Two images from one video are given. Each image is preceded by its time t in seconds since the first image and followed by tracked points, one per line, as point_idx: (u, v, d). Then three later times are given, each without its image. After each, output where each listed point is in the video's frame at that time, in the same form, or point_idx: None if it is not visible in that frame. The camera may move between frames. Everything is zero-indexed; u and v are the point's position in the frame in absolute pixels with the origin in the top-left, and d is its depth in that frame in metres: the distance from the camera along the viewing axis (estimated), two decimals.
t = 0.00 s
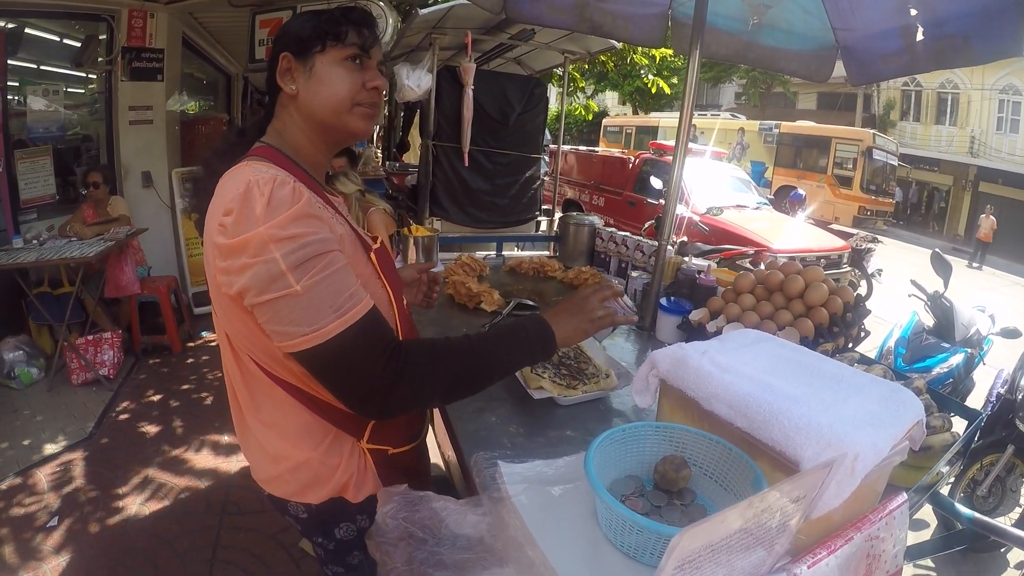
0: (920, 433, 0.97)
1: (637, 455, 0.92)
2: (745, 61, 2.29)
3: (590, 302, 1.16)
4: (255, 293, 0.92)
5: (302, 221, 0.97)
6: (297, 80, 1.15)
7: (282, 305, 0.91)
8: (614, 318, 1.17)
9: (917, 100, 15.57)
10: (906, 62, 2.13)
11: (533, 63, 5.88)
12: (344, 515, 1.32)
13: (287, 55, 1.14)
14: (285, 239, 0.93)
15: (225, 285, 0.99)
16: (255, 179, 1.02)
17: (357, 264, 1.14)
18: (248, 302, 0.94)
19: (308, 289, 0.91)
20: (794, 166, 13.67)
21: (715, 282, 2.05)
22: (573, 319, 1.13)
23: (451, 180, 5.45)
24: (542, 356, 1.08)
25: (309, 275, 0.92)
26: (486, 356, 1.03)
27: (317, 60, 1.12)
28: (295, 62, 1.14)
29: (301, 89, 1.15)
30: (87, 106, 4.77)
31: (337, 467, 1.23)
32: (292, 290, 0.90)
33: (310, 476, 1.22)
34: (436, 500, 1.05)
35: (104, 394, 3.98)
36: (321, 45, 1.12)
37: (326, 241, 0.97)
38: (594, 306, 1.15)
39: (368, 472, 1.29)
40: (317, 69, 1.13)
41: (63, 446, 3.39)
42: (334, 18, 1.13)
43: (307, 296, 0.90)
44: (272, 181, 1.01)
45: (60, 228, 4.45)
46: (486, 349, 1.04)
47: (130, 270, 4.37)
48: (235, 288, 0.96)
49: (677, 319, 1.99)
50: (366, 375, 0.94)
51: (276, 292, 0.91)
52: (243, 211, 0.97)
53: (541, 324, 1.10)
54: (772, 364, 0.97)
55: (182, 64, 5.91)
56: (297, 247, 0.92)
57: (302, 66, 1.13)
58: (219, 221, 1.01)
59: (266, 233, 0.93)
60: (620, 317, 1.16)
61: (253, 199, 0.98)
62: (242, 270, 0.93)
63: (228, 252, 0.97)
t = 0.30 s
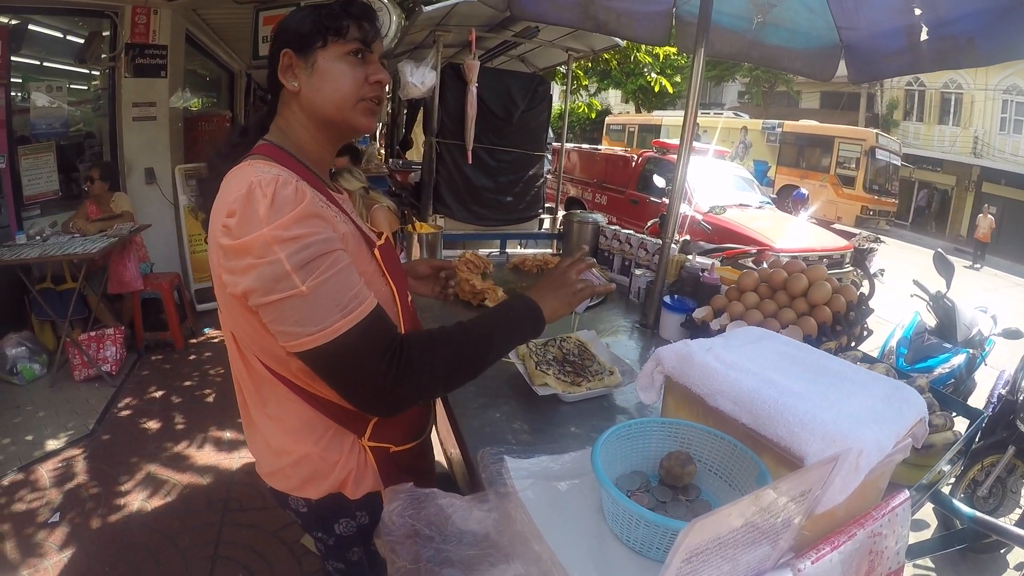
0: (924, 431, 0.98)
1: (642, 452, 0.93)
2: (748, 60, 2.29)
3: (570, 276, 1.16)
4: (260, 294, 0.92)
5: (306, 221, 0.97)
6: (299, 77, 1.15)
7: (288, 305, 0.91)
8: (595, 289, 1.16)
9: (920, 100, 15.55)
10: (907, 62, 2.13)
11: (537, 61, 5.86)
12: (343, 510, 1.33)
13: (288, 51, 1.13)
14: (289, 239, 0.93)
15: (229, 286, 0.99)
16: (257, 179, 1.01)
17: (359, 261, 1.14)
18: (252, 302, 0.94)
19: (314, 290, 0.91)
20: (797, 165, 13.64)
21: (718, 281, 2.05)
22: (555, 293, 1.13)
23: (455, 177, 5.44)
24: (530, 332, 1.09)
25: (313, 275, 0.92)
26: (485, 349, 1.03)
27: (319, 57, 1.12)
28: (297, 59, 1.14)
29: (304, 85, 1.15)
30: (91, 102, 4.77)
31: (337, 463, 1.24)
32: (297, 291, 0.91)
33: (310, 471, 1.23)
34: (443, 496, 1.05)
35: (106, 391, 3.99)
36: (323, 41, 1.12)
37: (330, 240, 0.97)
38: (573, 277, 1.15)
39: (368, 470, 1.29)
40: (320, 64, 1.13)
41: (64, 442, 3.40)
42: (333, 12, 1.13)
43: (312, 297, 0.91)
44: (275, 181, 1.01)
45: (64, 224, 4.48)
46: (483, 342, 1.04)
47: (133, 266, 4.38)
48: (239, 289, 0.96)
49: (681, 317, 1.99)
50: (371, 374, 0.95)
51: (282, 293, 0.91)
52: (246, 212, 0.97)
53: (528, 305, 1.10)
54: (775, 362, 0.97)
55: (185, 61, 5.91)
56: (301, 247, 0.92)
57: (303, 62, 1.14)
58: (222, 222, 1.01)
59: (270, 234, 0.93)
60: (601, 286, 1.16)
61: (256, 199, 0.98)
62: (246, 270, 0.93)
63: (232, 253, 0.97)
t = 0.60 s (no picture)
0: (921, 426, 0.98)
1: (642, 445, 0.94)
2: (748, 58, 2.30)
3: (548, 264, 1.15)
4: (230, 290, 0.93)
5: (280, 218, 0.97)
6: (287, 71, 1.15)
7: (254, 303, 0.92)
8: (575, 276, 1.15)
9: (918, 100, 15.61)
10: (908, 62, 2.13)
11: (537, 57, 5.84)
12: (342, 507, 1.32)
13: (274, 45, 1.13)
14: (258, 236, 0.93)
15: (207, 283, 1.01)
16: (236, 176, 1.02)
17: (347, 258, 1.13)
18: (226, 298, 0.96)
19: (278, 289, 0.91)
20: (795, 163, 13.66)
21: (717, 277, 2.05)
22: (533, 283, 1.12)
23: (453, 173, 5.44)
24: (506, 325, 1.07)
25: (280, 274, 0.92)
26: (456, 348, 1.02)
27: (306, 51, 1.11)
28: (284, 52, 1.13)
29: (293, 79, 1.15)
30: (89, 97, 4.76)
31: (333, 460, 1.23)
32: (262, 290, 0.91)
33: (307, 469, 1.22)
34: (443, 488, 1.06)
35: (103, 385, 3.98)
36: (308, 34, 1.11)
37: (303, 238, 0.96)
38: (550, 265, 1.14)
39: (365, 468, 1.27)
40: (307, 58, 1.13)
41: (61, 437, 3.40)
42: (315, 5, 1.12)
43: (277, 295, 0.91)
44: (253, 176, 1.01)
45: (62, 219, 4.46)
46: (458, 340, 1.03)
47: (130, 261, 4.37)
48: (216, 285, 0.98)
49: (679, 314, 2.00)
50: (334, 376, 0.94)
51: (248, 290, 0.92)
52: (222, 208, 0.98)
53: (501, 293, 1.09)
54: (765, 359, 0.97)
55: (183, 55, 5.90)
56: (269, 245, 0.92)
57: (290, 56, 1.13)
58: (203, 218, 1.03)
59: (240, 231, 0.93)
60: (581, 273, 1.15)
61: (232, 195, 0.99)
62: (219, 267, 0.95)
63: (209, 249, 0.98)
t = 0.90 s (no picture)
0: (921, 420, 0.98)
1: (643, 439, 0.95)
2: (746, 53, 2.30)
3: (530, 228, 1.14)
4: (230, 290, 0.93)
5: (277, 217, 0.97)
6: (285, 66, 1.14)
7: (254, 302, 0.92)
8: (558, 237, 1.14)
9: (917, 96, 15.60)
10: (908, 58, 2.12)
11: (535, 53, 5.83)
12: (340, 506, 1.33)
13: (271, 40, 1.12)
14: (256, 235, 0.93)
15: (207, 282, 1.01)
16: (233, 175, 1.01)
17: (346, 255, 1.12)
18: (225, 298, 0.96)
19: (276, 288, 0.91)
20: (793, 159, 13.64)
21: (716, 272, 2.07)
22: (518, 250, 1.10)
23: (452, 170, 5.46)
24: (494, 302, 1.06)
25: (278, 273, 0.92)
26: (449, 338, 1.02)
27: (304, 45, 1.11)
28: (282, 47, 1.13)
29: (291, 74, 1.14)
30: (86, 94, 4.75)
31: (332, 458, 1.22)
32: (261, 289, 0.91)
33: (306, 466, 1.22)
34: (444, 482, 1.07)
35: (102, 384, 3.98)
36: (304, 27, 1.10)
37: (301, 236, 0.96)
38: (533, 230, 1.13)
39: (363, 467, 1.27)
40: (305, 52, 1.12)
41: (60, 435, 3.40)
42: None
43: (276, 294, 0.91)
44: (248, 174, 1.00)
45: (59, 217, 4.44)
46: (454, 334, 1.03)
47: (129, 259, 4.37)
48: (215, 285, 0.98)
49: (678, 309, 2.00)
50: (330, 375, 0.94)
51: (247, 290, 0.92)
52: (219, 208, 0.98)
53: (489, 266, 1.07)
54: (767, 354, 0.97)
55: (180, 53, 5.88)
56: (267, 243, 0.92)
57: (288, 50, 1.13)
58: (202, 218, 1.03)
59: (238, 230, 0.93)
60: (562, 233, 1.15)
61: (229, 194, 0.99)
62: (217, 267, 0.95)
63: (207, 249, 0.98)
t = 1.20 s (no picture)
0: (914, 416, 0.99)
1: (635, 437, 0.96)
2: (739, 54, 2.32)
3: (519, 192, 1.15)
4: (243, 291, 0.93)
5: (285, 215, 0.97)
6: (291, 70, 1.15)
7: (268, 300, 0.92)
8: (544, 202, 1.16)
9: (912, 94, 15.66)
10: (901, 57, 2.12)
11: (529, 55, 5.85)
12: (345, 509, 1.33)
13: (280, 42, 1.12)
14: (267, 234, 0.93)
15: (215, 286, 1.01)
16: (237, 177, 1.01)
17: (350, 255, 1.13)
18: (236, 300, 0.96)
19: (293, 284, 0.91)
20: (789, 159, 13.67)
21: (710, 272, 2.06)
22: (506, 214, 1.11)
23: (447, 173, 5.46)
24: (494, 267, 1.08)
25: (292, 270, 0.92)
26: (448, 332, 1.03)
27: (314, 53, 1.11)
28: (290, 50, 1.13)
29: (296, 78, 1.15)
30: (81, 100, 4.74)
31: (336, 461, 1.22)
32: (276, 286, 0.91)
33: (309, 471, 1.22)
34: (438, 488, 1.08)
35: (99, 390, 3.98)
36: (317, 36, 1.10)
37: (310, 233, 0.97)
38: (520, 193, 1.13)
39: (366, 470, 1.28)
40: (313, 60, 1.12)
41: (58, 442, 3.39)
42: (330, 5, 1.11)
43: (290, 291, 0.91)
44: (254, 176, 1.00)
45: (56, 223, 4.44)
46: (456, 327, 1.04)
47: (125, 264, 4.37)
48: (224, 287, 0.98)
49: (672, 309, 2.01)
50: (350, 365, 0.94)
51: (262, 289, 0.92)
52: (226, 211, 0.98)
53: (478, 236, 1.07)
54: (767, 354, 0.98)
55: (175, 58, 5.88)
56: (278, 242, 0.93)
57: (296, 55, 1.13)
58: (207, 221, 1.03)
59: (248, 230, 0.93)
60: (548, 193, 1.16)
61: (234, 195, 0.98)
62: (228, 269, 0.95)
63: (215, 252, 0.98)
